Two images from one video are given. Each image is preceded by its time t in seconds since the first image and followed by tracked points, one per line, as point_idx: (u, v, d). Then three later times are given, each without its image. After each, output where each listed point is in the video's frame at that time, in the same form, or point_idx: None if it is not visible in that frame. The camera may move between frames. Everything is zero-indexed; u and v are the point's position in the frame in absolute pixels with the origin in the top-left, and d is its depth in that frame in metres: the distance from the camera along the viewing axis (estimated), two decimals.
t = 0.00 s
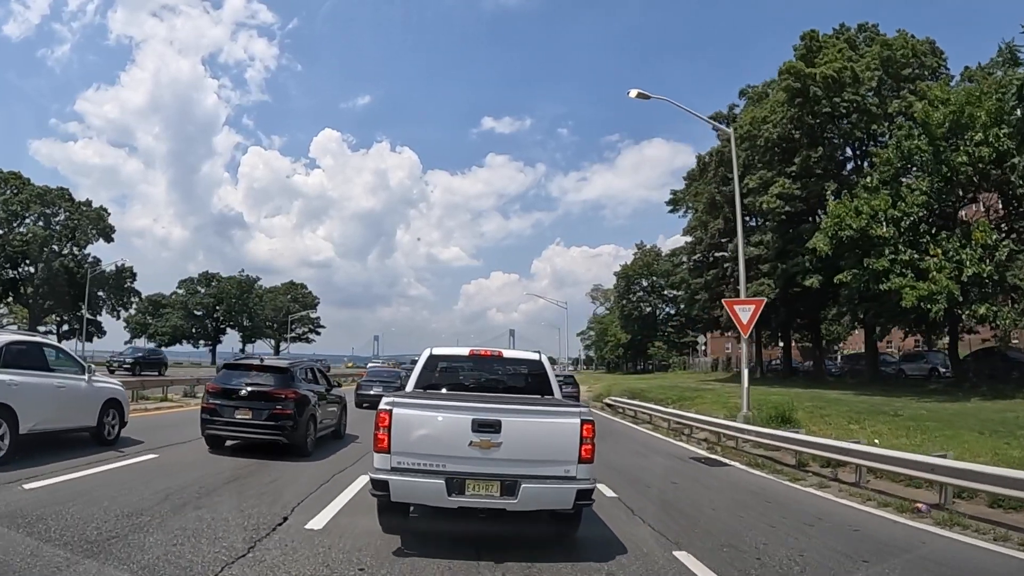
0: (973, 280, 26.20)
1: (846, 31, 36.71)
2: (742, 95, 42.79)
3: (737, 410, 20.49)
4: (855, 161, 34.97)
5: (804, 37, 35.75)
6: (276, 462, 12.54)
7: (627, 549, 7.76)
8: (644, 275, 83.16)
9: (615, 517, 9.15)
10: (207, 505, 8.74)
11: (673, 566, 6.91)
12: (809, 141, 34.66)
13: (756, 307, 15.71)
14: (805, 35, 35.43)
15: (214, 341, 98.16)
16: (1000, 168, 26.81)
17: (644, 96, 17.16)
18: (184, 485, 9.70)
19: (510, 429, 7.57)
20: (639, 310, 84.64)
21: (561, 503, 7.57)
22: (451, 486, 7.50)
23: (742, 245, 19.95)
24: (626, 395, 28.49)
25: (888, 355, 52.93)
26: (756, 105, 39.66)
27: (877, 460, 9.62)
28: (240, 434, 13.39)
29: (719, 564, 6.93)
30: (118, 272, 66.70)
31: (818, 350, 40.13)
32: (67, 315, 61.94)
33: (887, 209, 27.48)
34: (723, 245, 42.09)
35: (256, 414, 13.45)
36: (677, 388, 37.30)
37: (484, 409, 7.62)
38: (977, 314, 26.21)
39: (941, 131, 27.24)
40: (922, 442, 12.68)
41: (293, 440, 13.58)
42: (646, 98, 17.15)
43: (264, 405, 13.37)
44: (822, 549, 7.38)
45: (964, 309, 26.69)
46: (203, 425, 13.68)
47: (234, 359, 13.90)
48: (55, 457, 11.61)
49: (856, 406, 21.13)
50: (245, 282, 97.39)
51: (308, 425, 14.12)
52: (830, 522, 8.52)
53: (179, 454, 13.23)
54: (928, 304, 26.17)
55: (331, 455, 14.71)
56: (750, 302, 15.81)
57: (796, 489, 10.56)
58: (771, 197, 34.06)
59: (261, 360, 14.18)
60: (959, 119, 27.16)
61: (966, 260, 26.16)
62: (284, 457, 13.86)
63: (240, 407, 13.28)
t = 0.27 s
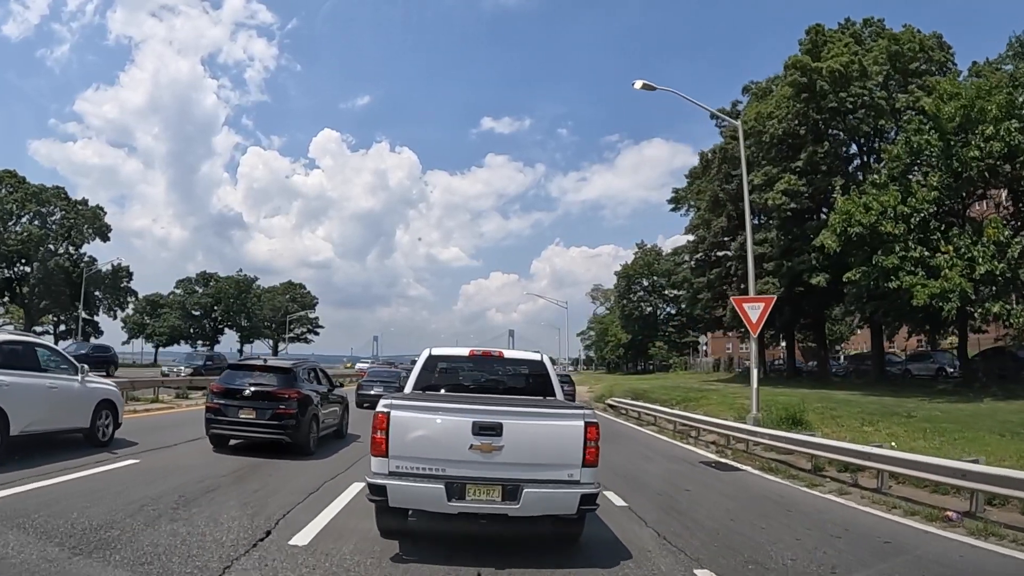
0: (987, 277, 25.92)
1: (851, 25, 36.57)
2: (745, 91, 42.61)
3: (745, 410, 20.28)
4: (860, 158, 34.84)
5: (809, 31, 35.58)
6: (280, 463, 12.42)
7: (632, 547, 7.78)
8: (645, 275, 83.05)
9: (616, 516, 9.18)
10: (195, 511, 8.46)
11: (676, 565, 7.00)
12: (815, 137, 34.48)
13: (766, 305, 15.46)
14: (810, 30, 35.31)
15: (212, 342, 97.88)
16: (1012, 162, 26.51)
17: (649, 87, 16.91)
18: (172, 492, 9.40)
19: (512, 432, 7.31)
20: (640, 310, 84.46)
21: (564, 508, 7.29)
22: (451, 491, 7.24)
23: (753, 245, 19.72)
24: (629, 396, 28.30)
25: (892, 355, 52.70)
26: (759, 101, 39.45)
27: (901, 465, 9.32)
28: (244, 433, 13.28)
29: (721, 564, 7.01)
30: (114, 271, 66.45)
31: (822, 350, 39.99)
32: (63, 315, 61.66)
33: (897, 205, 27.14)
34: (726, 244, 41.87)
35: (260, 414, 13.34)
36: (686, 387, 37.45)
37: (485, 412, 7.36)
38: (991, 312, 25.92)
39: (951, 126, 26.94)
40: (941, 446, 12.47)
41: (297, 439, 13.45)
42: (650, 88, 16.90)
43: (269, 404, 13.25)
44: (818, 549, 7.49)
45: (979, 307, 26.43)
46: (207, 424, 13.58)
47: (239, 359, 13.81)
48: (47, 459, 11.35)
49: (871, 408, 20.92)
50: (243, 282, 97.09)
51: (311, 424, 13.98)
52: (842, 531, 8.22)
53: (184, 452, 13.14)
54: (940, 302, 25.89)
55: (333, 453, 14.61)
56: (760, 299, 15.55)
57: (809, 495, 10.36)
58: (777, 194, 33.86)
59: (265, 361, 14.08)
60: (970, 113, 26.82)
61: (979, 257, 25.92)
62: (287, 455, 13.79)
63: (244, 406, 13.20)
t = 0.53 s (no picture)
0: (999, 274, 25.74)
1: (856, 21, 36.47)
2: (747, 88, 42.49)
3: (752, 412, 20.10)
4: (865, 155, 34.75)
5: (816, 25, 35.44)
6: (283, 465, 12.36)
7: (633, 549, 7.72)
8: (646, 274, 83.00)
9: (618, 519, 9.09)
10: (188, 516, 8.30)
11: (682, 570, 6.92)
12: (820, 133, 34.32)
13: (775, 303, 15.28)
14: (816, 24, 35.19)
15: (210, 342, 97.70)
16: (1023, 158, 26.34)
17: (654, 78, 16.72)
18: (166, 497, 9.22)
19: (514, 434, 7.12)
20: (640, 309, 84.33)
21: (568, 512, 7.11)
22: (452, 495, 7.05)
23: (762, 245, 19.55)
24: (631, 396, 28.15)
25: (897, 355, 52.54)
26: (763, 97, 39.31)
27: (925, 471, 9.09)
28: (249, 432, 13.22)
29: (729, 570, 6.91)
30: (111, 271, 66.28)
31: (826, 350, 39.85)
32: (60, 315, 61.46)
33: (908, 201, 26.92)
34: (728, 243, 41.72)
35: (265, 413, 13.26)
36: (693, 386, 38.16)
37: (486, 413, 7.17)
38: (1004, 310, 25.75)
39: (962, 121, 26.75)
40: (957, 451, 12.29)
41: (301, 439, 13.37)
42: (656, 80, 16.70)
43: (273, 404, 13.17)
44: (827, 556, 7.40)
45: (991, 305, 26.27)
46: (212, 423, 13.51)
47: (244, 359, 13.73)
48: (41, 461, 11.16)
49: (883, 408, 20.77)
50: (241, 282, 96.87)
51: (315, 423, 13.89)
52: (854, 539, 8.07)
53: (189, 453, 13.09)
54: (952, 300, 25.71)
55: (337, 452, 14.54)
56: (770, 297, 15.36)
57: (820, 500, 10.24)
58: (783, 190, 33.72)
59: (270, 361, 13.96)
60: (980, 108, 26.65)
61: (991, 254, 25.76)
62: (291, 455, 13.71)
63: (248, 406, 13.12)
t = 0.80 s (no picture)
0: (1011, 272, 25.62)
1: (862, 15, 36.47)
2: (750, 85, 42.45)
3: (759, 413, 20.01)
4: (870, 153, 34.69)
5: (821, 20, 35.42)
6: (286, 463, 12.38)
7: (636, 551, 7.62)
8: (646, 274, 83.09)
9: (619, 521, 9.01)
10: (183, 518, 8.19)
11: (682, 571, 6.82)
12: (825, 129, 34.27)
13: (785, 300, 15.15)
14: (822, 18, 35.18)
15: (208, 342, 97.63)
16: None
17: (659, 70, 16.61)
18: (161, 498, 9.12)
19: (515, 436, 7.02)
20: (641, 309, 84.36)
21: (569, 515, 7.01)
22: (451, 497, 6.95)
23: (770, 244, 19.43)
24: (634, 397, 28.12)
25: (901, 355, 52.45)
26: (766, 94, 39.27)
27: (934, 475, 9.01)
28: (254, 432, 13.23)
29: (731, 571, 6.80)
30: (107, 270, 66.19)
31: (831, 350, 39.80)
32: (57, 315, 61.36)
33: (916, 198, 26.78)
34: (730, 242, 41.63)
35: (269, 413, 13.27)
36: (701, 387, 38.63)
37: (486, 415, 7.07)
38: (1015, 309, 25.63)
39: (971, 116, 26.63)
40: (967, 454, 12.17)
41: (305, 438, 13.42)
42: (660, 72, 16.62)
43: (278, 404, 13.20)
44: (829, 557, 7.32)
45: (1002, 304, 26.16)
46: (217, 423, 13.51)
47: (248, 359, 13.72)
48: (34, 462, 11.06)
49: (891, 409, 20.68)
50: (239, 281, 96.79)
51: (319, 423, 13.96)
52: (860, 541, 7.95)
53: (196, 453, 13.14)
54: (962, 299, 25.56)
55: (342, 450, 14.61)
56: (780, 295, 15.22)
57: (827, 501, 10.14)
58: (788, 186, 33.67)
59: (274, 361, 13.98)
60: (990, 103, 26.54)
61: (1002, 251, 25.68)
62: (295, 452, 13.75)
63: (253, 406, 13.17)
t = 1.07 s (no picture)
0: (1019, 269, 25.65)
1: (866, 12, 36.56)
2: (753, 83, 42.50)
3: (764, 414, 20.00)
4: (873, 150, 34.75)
5: (825, 16, 35.51)
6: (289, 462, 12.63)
7: (638, 552, 7.61)
8: (647, 273, 83.19)
9: (618, 521, 9.03)
10: (181, 521, 8.18)
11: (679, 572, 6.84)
12: (829, 126, 34.34)
13: (793, 297, 15.06)
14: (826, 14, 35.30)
15: (206, 342, 97.58)
16: None
17: (663, 62, 16.60)
18: (159, 501, 9.16)
19: (516, 436, 7.03)
20: (641, 309, 84.42)
21: (570, 515, 7.02)
22: (452, 497, 6.95)
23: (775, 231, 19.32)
24: (635, 398, 28.15)
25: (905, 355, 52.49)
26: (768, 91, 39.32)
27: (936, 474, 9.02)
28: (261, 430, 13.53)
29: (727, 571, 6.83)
30: (104, 270, 66.12)
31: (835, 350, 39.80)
32: (54, 315, 61.30)
33: (923, 194, 26.69)
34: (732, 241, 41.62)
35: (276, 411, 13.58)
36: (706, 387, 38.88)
37: (487, 415, 7.08)
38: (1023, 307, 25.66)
39: (979, 110, 26.50)
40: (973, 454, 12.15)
41: (310, 436, 13.74)
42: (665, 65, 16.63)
43: (284, 403, 13.53)
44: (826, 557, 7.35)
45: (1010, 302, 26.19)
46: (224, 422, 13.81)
47: (253, 359, 14.01)
48: (31, 462, 11.04)
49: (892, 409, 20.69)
50: (237, 281, 96.75)
51: (323, 420, 14.28)
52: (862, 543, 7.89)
53: (205, 451, 13.49)
54: (972, 297, 25.50)
55: (344, 447, 14.95)
56: (788, 293, 15.13)
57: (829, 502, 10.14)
58: (792, 184, 33.73)
59: (279, 361, 14.31)
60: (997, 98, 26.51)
61: (1013, 249, 25.71)
62: (300, 450, 14.08)
63: (260, 405, 13.48)
